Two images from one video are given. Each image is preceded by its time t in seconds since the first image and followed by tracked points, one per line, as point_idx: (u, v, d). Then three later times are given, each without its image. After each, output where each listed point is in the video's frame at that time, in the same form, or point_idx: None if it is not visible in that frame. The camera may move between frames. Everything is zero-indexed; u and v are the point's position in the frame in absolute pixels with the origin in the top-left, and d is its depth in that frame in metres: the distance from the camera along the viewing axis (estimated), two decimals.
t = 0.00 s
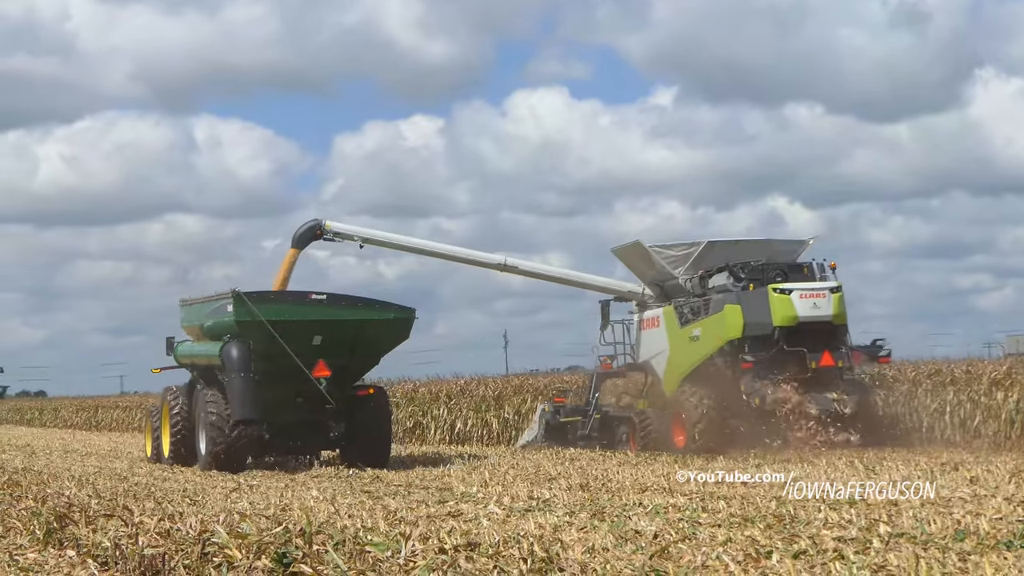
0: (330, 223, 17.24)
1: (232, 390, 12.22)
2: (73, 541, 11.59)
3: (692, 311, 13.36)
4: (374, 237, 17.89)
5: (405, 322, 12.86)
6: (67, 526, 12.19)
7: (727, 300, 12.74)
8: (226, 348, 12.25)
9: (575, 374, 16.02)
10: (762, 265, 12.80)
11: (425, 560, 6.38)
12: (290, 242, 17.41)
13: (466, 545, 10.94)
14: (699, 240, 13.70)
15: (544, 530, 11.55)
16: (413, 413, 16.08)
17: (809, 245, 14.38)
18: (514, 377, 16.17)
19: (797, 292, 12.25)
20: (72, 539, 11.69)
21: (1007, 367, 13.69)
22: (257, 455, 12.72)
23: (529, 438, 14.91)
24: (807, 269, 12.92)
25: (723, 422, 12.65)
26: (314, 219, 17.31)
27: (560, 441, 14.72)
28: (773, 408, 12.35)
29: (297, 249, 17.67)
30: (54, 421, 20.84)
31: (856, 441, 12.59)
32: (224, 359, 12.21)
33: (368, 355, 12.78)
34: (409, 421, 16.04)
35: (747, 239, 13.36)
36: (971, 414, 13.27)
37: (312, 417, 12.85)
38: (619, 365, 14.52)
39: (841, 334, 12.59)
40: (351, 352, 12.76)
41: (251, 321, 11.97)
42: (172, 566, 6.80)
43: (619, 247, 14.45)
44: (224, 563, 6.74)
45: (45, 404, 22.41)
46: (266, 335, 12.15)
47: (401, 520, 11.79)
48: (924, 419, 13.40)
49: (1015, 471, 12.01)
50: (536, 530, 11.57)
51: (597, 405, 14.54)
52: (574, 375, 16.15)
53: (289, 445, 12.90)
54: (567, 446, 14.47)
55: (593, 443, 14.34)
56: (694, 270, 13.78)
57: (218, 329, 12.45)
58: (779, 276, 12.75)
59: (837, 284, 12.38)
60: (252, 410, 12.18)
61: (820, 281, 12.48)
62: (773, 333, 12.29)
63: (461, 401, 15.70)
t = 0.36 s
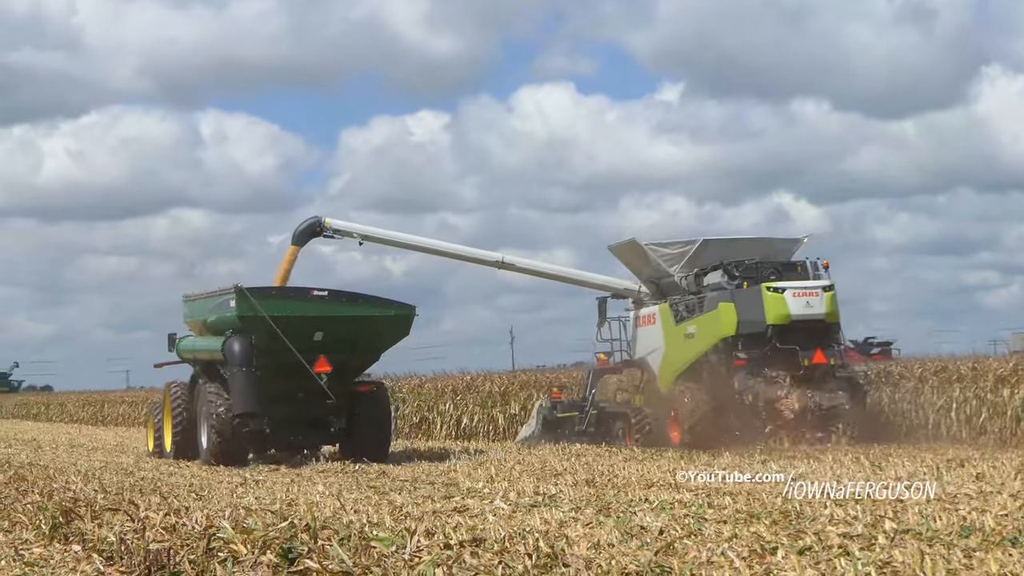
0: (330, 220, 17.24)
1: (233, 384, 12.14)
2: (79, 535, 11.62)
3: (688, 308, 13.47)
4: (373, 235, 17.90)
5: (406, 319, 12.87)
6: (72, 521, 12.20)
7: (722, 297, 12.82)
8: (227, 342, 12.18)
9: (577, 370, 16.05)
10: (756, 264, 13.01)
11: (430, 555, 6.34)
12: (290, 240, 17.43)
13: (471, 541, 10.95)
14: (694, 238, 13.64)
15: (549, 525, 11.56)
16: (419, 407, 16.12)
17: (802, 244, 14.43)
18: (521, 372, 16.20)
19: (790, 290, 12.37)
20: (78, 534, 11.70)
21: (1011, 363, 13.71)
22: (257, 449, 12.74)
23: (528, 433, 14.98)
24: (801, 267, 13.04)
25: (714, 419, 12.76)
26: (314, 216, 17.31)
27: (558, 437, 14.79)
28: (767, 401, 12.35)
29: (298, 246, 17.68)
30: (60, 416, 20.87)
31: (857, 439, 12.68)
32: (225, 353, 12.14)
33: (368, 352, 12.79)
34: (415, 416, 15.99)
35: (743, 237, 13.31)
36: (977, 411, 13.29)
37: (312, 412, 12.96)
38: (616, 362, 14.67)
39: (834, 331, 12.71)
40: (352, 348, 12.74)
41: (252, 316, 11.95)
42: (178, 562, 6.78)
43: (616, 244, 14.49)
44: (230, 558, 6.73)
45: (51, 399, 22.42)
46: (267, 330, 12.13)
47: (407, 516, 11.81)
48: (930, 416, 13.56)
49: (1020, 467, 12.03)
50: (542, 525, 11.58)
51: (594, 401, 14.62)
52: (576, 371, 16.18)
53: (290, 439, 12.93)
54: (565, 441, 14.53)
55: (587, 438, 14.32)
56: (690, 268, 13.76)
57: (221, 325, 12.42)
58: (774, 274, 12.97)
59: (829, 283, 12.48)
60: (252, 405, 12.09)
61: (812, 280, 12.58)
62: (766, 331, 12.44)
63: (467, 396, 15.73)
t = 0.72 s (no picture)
0: (327, 218, 17.23)
1: (230, 380, 12.12)
2: (83, 530, 11.62)
3: (680, 304, 13.44)
4: (370, 232, 17.88)
5: (402, 315, 12.92)
6: (77, 516, 12.20)
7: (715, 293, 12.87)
8: (225, 338, 12.20)
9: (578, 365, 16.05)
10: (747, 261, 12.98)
11: (434, 550, 6.25)
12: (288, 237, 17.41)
13: (475, 535, 10.95)
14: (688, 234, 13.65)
15: (554, 520, 11.55)
16: (423, 402, 16.13)
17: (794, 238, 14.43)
18: (525, 366, 16.19)
19: (781, 285, 12.35)
20: (83, 529, 11.71)
21: (1015, 358, 13.67)
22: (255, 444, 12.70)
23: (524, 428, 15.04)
24: (793, 264, 13.09)
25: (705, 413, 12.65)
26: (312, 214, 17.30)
27: (553, 431, 14.85)
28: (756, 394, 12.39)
29: (295, 244, 17.67)
30: (64, 411, 20.87)
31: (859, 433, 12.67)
32: (223, 349, 12.15)
33: (363, 347, 12.86)
34: (419, 411, 16.10)
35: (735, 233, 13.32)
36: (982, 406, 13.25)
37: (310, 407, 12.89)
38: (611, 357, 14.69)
39: (825, 327, 12.71)
40: (347, 343, 12.81)
41: (250, 312, 12.01)
42: (181, 557, 6.71)
43: (611, 240, 14.47)
44: (234, 553, 6.62)
45: (56, 393, 22.40)
46: (265, 326, 12.20)
47: (411, 511, 11.80)
48: (934, 411, 13.57)
49: None
50: (546, 520, 11.57)
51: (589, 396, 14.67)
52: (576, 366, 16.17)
53: (290, 434, 12.92)
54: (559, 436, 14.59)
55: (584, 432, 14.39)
56: (683, 263, 13.76)
57: (220, 321, 12.44)
58: (765, 270, 12.97)
59: (819, 278, 12.52)
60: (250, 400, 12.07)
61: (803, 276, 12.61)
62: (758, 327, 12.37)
63: (472, 391, 15.74)
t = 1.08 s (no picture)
0: (325, 214, 17.19)
1: (229, 375, 12.08)
2: (87, 523, 11.62)
3: (674, 300, 13.36)
4: (368, 228, 17.87)
5: (398, 311, 12.99)
6: (81, 509, 12.19)
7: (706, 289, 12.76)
8: (224, 333, 12.18)
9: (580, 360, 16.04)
10: (740, 257, 12.94)
11: (438, 544, 6.25)
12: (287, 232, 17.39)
13: (479, 530, 10.94)
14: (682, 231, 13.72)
15: (557, 514, 11.55)
16: (427, 396, 16.14)
17: (789, 235, 14.39)
18: (529, 362, 16.20)
19: (772, 283, 12.32)
20: (87, 522, 11.71)
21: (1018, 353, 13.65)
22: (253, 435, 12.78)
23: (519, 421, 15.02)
24: (785, 260, 13.05)
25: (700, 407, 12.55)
26: (310, 209, 17.29)
27: (548, 425, 14.84)
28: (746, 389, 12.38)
29: (295, 239, 17.65)
30: (68, 403, 20.89)
31: (860, 431, 12.69)
32: (222, 344, 12.13)
33: (361, 343, 12.88)
34: (423, 404, 16.12)
35: (729, 229, 13.41)
36: (986, 402, 13.24)
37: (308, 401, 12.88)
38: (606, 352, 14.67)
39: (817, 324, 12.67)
40: (346, 339, 12.81)
41: (248, 308, 11.99)
42: (185, 550, 6.68)
43: (607, 237, 14.42)
44: (238, 547, 6.58)
45: (59, 386, 22.42)
46: (263, 321, 12.18)
47: (415, 505, 11.80)
48: (938, 407, 13.60)
49: None
50: (550, 515, 11.57)
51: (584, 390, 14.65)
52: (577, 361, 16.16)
53: (288, 427, 12.97)
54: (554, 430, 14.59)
55: (580, 426, 14.37)
56: (677, 260, 13.71)
57: (219, 315, 12.42)
58: (757, 267, 12.87)
59: (811, 275, 12.48)
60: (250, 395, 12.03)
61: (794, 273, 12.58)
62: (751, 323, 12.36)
63: (477, 385, 15.75)
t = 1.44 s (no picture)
0: (325, 213, 17.22)
1: (230, 372, 12.05)
2: (95, 520, 11.62)
3: (669, 297, 13.38)
4: (367, 226, 17.86)
5: (397, 308, 12.99)
6: (89, 506, 12.18)
7: (701, 287, 12.77)
8: (224, 331, 12.13)
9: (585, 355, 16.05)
10: (734, 255, 12.83)
11: (444, 540, 6.23)
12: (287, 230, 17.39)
13: (487, 526, 10.93)
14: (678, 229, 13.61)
15: (565, 510, 11.55)
16: (433, 392, 16.16)
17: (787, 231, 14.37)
18: (534, 358, 16.21)
19: (767, 280, 12.30)
20: (94, 519, 11.72)
21: None
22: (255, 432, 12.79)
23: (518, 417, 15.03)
24: (780, 258, 12.95)
25: (695, 406, 12.79)
26: (310, 207, 17.29)
27: (547, 421, 14.84)
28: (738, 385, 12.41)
29: (295, 238, 17.66)
30: (74, 401, 20.91)
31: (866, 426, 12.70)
32: (223, 341, 12.09)
33: (361, 340, 12.87)
34: (430, 401, 16.13)
35: (725, 227, 13.29)
36: (994, 396, 13.24)
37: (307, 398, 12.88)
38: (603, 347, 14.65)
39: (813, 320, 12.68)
40: (345, 337, 12.80)
41: (249, 306, 11.99)
42: (193, 547, 6.65)
43: (603, 233, 14.43)
44: (245, 543, 6.54)
45: (66, 383, 22.45)
46: (263, 319, 12.15)
47: (422, 501, 11.79)
48: (945, 401, 13.63)
49: None
50: (557, 510, 11.57)
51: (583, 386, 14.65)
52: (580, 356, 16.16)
53: (287, 423, 13.00)
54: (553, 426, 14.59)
55: (578, 422, 14.35)
56: (673, 258, 13.70)
57: (220, 314, 12.43)
58: (752, 264, 12.78)
59: (805, 273, 12.42)
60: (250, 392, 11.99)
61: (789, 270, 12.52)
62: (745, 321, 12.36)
63: (484, 380, 15.77)
